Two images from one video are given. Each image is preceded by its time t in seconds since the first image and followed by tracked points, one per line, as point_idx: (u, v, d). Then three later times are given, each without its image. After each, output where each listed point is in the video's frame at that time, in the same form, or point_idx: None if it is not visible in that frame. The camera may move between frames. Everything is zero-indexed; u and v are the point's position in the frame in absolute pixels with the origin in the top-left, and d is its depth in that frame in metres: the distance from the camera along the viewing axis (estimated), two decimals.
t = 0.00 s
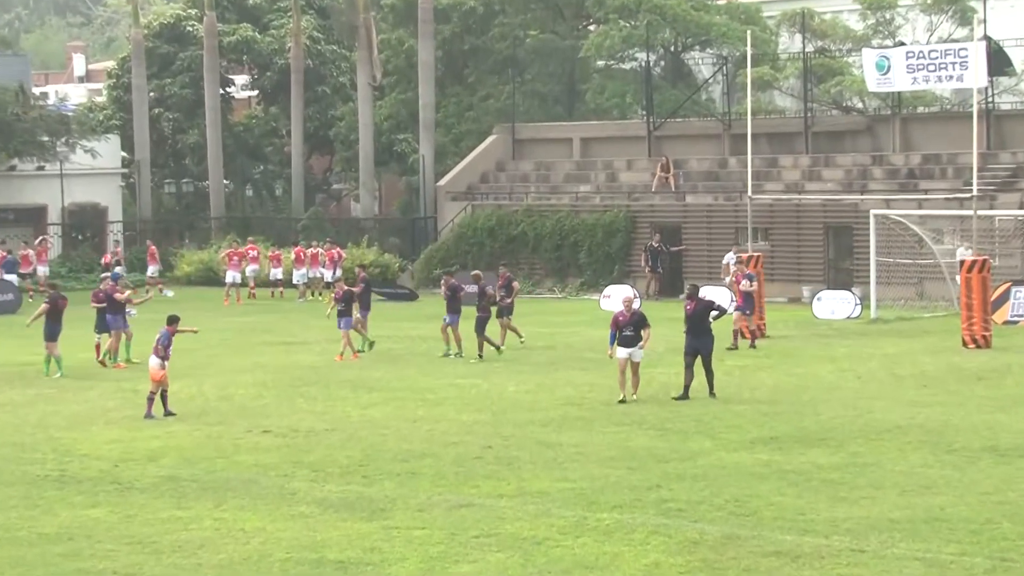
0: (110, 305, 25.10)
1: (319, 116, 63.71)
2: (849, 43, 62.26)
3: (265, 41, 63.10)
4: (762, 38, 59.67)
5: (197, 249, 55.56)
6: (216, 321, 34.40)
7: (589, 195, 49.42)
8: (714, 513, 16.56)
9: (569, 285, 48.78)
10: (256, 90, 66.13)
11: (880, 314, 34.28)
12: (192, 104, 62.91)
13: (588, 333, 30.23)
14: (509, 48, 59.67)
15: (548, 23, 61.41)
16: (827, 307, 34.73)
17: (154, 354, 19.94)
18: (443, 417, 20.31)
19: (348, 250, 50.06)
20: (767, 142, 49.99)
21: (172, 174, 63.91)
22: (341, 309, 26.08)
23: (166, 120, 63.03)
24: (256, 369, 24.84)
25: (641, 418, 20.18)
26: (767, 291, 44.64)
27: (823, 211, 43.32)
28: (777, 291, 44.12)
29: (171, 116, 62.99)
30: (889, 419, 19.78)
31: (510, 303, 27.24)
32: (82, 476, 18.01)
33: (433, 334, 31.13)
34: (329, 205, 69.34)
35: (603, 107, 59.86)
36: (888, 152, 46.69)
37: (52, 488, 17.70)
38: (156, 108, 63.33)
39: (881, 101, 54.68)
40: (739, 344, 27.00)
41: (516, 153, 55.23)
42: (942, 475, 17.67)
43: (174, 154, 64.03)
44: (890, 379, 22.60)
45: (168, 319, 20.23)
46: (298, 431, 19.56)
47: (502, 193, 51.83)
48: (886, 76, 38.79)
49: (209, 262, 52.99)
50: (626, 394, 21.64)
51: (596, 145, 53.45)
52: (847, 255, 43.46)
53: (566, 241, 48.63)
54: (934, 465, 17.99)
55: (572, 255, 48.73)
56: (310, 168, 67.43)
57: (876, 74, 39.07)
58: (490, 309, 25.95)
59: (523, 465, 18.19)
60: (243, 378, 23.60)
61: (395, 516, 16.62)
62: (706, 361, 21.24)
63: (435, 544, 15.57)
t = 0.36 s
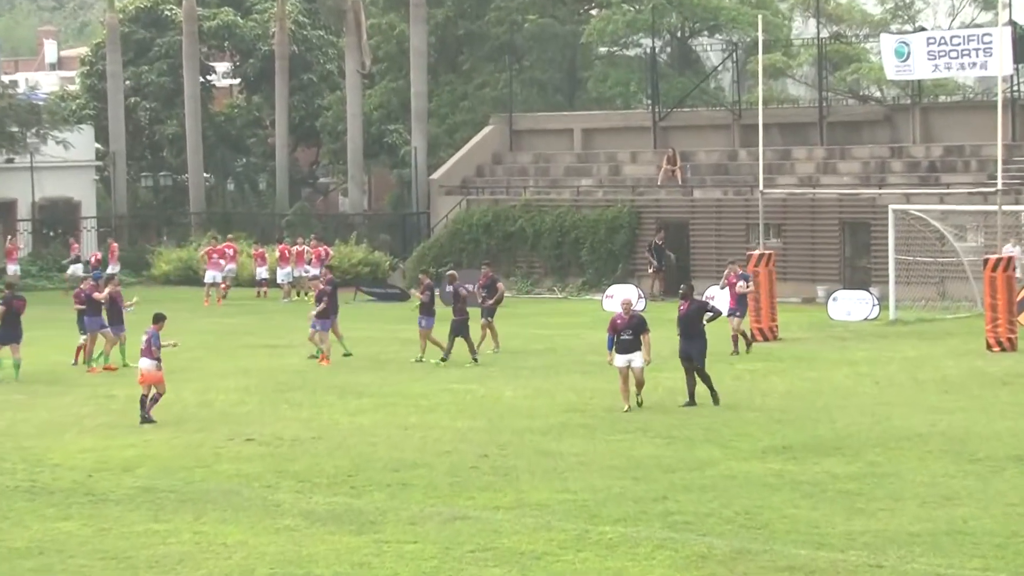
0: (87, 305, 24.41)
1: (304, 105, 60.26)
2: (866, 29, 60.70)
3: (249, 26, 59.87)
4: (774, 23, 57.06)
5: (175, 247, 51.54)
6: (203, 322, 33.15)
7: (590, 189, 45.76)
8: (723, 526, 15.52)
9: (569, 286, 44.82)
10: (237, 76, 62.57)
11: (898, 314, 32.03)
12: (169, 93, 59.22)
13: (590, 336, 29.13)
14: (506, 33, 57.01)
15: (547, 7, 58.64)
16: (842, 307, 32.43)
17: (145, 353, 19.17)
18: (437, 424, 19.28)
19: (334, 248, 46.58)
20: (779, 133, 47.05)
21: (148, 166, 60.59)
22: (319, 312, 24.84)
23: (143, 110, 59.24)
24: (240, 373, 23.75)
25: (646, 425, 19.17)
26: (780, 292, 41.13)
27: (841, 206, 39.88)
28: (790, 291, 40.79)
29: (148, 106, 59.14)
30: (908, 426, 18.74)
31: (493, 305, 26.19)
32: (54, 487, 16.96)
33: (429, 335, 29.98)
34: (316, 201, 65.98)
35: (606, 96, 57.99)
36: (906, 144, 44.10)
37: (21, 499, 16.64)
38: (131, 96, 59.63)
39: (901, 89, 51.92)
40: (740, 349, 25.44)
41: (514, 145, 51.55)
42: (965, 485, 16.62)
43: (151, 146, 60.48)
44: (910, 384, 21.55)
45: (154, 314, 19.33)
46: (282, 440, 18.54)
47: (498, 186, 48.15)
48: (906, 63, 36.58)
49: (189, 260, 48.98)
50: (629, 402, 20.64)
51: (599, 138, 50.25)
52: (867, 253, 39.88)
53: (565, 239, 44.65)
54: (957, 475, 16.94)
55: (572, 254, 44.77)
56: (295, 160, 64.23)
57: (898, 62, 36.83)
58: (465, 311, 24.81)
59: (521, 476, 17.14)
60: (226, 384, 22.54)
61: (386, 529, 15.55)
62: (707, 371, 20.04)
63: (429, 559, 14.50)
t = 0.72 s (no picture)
0: (74, 305, 23.36)
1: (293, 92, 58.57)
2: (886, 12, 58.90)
3: (233, 9, 58.69)
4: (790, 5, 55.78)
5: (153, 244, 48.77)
6: (193, 324, 32.02)
7: (596, 181, 43.42)
8: (737, 542, 14.48)
9: (574, 286, 42.62)
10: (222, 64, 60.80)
11: (922, 316, 30.88)
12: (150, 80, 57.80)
13: (596, 338, 28.09)
14: (508, 16, 55.73)
15: None
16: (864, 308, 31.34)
17: (146, 358, 18.30)
18: (434, 432, 18.29)
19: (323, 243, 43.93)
20: (796, 124, 45.55)
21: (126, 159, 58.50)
22: (292, 315, 23.86)
23: (121, 98, 57.76)
24: (227, 379, 22.70)
25: (654, 434, 18.15)
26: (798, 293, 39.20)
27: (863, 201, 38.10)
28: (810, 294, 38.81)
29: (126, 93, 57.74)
30: (933, 435, 17.72)
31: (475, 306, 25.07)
32: (25, 499, 15.94)
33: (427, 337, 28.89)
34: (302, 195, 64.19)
35: (613, 83, 56.35)
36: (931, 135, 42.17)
37: None
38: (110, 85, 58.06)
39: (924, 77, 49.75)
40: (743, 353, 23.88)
41: (516, 136, 48.91)
42: (996, 498, 15.58)
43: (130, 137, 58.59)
44: (934, 390, 20.50)
45: (153, 317, 18.46)
46: (269, 450, 17.54)
47: (498, 180, 45.82)
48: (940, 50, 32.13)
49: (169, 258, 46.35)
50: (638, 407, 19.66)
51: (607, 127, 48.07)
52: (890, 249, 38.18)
53: (570, 235, 42.48)
54: (986, 487, 15.91)
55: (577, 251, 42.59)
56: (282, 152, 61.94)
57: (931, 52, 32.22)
58: (439, 310, 23.60)
59: (523, 487, 16.11)
60: (211, 390, 21.51)
61: (379, 545, 14.50)
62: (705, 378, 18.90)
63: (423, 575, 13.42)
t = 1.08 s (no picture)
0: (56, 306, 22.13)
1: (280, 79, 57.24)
2: None
3: None
4: None
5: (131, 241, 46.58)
6: (182, 326, 30.94)
7: (603, 175, 41.47)
8: (753, 557, 13.49)
9: (579, 286, 40.56)
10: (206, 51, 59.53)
11: (949, 317, 29.57)
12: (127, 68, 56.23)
13: (602, 342, 27.08)
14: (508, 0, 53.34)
15: None
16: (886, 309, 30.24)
17: (148, 359, 17.32)
18: (430, 442, 17.33)
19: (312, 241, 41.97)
20: (815, 113, 43.02)
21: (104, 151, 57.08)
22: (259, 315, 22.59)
23: (98, 86, 56.10)
24: (214, 385, 21.71)
25: (663, 443, 17.19)
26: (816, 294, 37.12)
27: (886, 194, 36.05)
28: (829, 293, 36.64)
29: (102, 81, 56.04)
30: (959, 444, 16.75)
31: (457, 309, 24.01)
32: None
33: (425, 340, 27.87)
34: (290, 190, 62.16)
35: (620, 71, 54.83)
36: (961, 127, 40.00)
37: None
38: (85, 71, 56.36)
39: (952, 62, 47.83)
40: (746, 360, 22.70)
41: (516, 127, 46.66)
42: None
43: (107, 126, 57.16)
44: (958, 396, 19.54)
45: (154, 317, 17.54)
46: (254, 460, 16.56)
47: (498, 173, 43.77)
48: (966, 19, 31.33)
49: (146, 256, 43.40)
50: (646, 414, 18.72)
51: (613, 117, 45.47)
52: (914, 247, 36.16)
53: (575, 231, 40.48)
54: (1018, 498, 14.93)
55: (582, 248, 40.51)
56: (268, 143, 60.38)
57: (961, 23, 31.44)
58: (413, 314, 22.39)
59: (525, 499, 15.14)
60: (195, 396, 20.53)
61: (371, 560, 13.48)
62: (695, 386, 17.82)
63: None
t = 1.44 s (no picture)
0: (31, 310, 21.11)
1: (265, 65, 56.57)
2: None
3: None
4: None
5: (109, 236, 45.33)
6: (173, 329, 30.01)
7: (611, 168, 40.08)
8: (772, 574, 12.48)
9: (585, 285, 39.34)
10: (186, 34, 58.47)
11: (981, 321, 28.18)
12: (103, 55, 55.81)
13: (609, 346, 26.14)
14: None
15: None
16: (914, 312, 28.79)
17: (151, 361, 16.63)
18: (429, 452, 16.39)
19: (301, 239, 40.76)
20: (838, 102, 41.31)
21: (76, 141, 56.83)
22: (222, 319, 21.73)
23: (73, 72, 55.44)
24: (203, 392, 20.83)
25: (675, 453, 16.27)
26: (839, 293, 35.42)
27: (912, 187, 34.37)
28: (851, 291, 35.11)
29: (78, 67, 55.40)
30: (991, 456, 15.75)
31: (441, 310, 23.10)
32: None
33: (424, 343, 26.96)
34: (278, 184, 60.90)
35: (629, 56, 52.31)
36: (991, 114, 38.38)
37: None
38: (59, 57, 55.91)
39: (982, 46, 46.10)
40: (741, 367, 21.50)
41: (518, 116, 45.67)
42: None
43: (82, 116, 57.17)
44: (989, 403, 18.59)
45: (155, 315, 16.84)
46: (240, 471, 15.65)
47: (500, 165, 42.42)
48: None
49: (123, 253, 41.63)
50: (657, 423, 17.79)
51: (619, 106, 44.64)
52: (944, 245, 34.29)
53: (581, 228, 39.25)
54: None
55: (590, 245, 39.19)
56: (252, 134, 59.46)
57: None
58: (384, 317, 21.55)
59: (529, 514, 14.18)
60: (179, 404, 19.63)
61: None
62: (688, 390, 16.89)
63: None
